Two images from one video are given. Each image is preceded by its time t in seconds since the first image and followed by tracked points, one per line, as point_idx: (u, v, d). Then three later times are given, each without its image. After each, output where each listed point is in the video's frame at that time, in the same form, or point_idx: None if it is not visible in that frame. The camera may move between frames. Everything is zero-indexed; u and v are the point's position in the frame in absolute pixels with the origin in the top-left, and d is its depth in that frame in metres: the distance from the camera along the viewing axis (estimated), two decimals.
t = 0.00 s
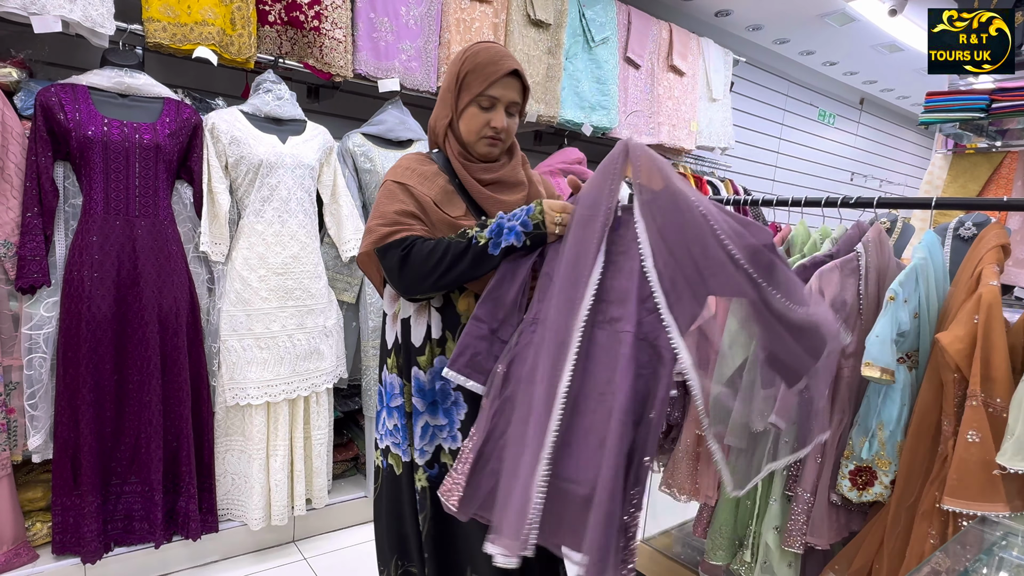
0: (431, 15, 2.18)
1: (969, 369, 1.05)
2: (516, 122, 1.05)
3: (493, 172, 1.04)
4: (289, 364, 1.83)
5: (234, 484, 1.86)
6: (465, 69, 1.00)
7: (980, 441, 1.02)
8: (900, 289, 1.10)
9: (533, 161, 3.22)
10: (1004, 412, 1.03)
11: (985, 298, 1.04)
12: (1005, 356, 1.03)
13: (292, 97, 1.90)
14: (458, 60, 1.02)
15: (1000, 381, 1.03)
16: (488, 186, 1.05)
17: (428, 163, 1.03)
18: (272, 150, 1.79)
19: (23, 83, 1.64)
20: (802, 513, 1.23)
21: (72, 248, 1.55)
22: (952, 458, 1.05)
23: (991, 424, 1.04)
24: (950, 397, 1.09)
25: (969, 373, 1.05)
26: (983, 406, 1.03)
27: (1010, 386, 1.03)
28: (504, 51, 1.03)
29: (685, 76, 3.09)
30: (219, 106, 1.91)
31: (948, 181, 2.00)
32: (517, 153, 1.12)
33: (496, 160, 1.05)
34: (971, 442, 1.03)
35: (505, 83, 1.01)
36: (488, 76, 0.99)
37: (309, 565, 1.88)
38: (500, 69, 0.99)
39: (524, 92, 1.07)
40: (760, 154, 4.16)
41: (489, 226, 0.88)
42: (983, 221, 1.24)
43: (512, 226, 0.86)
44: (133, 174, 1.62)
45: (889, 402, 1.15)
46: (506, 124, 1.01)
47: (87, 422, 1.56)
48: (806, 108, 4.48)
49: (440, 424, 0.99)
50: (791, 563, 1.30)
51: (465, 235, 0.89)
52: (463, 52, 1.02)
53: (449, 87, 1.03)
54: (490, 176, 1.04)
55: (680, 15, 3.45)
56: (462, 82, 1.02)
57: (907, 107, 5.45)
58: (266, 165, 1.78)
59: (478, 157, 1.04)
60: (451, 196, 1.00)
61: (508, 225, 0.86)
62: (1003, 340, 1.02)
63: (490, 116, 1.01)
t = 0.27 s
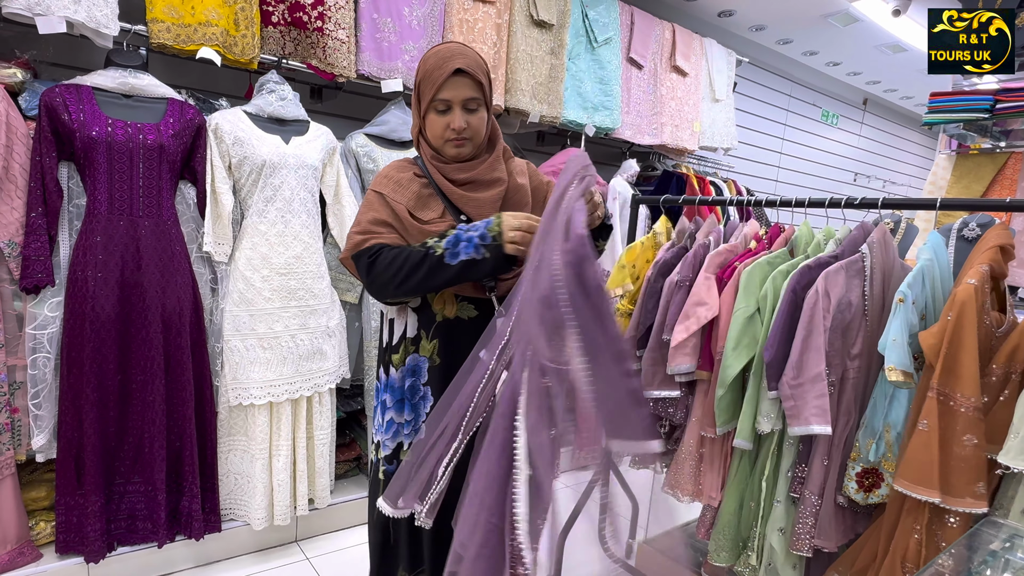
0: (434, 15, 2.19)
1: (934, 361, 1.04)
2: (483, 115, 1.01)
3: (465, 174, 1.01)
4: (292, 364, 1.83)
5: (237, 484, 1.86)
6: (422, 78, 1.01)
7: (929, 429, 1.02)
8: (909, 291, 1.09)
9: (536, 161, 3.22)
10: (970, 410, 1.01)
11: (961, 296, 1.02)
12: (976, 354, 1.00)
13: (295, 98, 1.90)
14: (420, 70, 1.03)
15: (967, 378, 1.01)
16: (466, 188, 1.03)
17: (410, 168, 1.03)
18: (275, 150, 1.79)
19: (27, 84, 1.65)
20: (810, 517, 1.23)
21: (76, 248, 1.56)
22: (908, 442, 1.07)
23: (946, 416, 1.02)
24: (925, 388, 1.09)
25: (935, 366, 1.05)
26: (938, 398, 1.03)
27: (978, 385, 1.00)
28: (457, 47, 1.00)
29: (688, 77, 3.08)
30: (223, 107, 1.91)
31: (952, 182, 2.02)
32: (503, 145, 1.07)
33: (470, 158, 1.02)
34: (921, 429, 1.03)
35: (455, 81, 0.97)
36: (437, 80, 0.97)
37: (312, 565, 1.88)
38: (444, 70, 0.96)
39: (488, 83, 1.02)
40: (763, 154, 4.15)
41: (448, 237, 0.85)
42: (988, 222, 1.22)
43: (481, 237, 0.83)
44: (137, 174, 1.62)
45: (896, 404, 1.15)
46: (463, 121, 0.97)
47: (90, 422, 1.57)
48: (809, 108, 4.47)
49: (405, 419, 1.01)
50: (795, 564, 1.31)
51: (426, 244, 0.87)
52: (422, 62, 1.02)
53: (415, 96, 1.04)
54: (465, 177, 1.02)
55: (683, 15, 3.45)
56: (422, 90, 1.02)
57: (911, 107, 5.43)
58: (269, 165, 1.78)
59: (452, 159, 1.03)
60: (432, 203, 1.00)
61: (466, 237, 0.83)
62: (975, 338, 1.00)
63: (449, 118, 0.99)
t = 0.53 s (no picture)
0: (436, 16, 2.19)
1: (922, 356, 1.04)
2: (486, 121, 0.99)
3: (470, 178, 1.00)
4: (294, 364, 1.83)
5: (238, 483, 1.86)
6: (423, 87, 1.00)
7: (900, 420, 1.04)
8: (909, 290, 1.09)
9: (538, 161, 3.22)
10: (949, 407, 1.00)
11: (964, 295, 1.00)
12: (964, 352, 0.99)
13: (298, 98, 1.90)
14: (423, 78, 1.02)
15: (949, 374, 1.00)
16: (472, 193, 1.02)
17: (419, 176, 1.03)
18: (278, 150, 1.79)
19: (31, 84, 1.66)
20: (806, 515, 1.23)
21: (79, 248, 1.56)
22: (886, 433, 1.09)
23: (920, 409, 1.03)
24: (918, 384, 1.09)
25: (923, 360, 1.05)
26: (916, 390, 1.03)
27: (961, 383, 0.99)
28: (459, 54, 0.98)
29: (690, 77, 3.08)
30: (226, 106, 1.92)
31: (955, 182, 2.06)
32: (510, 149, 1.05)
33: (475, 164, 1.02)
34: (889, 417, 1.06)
35: (455, 91, 0.96)
36: (435, 89, 0.97)
37: (314, 564, 1.88)
38: (442, 80, 0.95)
39: (490, 89, 1.00)
40: (766, 155, 4.15)
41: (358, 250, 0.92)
42: (991, 223, 1.21)
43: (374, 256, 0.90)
44: (139, 174, 1.62)
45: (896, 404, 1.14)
46: (464, 130, 0.97)
47: (93, 421, 1.57)
48: (811, 109, 4.46)
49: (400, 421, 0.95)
50: (794, 565, 1.30)
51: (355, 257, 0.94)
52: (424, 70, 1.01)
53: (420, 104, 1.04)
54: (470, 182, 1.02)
55: (685, 15, 3.45)
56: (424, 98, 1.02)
57: (913, 108, 5.43)
58: (272, 165, 1.78)
59: (458, 166, 1.03)
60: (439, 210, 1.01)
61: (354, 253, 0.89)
62: (967, 337, 0.99)
63: (450, 126, 0.98)
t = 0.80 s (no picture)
0: (438, 16, 2.19)
1: (940, 360, 1.04)
2: (484, 129, 1.02)
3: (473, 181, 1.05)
4: (295, 364, 1.83)
5: (240, 482, 1.86)
6: (423, 98, 1.02)
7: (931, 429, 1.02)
8: (912, 290, 1.09)
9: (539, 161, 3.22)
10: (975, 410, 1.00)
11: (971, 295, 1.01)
12: (982, 353, 0.99)
13: (300, 98, 1.90)
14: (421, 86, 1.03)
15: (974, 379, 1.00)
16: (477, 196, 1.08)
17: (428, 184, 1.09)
18: (280, 150, 1.79)
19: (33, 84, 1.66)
20: (809, 515, 1.22)
21: (82, 248, 1.56)
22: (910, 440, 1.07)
23: (950, 416, 1.02)
24: (928, 387, 1.08)
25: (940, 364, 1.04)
26: (941, 397, 1.03)
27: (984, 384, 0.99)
28: (454, 65, 0.99)
29: (692, 77, 3.08)
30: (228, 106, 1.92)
31: (957, 182, 2.04)
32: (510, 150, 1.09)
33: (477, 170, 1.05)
34: (920, 426, 1.04)
35: (451, 104, 0.98)
36: (435, 105, 0.99)
37: (315, 564, 1.88)
38: (438, 96, 0.97)
39: (486, 98, 1.01)
40: (767, 155, 4.14)
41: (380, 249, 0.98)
42: (994, 223, 1.22)
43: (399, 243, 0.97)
44: (142, 174, 1.63)
45: (899, 404, 1.14)
46: (463, 141, 1.00)
47: (94, 420, 1.57)
48: (813, 109, 4.46)
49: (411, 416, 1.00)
50: (798, 566, 1.30)
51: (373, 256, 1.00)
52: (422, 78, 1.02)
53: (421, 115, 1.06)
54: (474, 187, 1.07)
55: (687, 15, 3.45)
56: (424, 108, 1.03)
57: (916, 108, 5.42)
58: (274, 165, 1.78)
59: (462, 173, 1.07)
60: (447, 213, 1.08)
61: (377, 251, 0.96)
62: (982, 337, 0.99)
63: (450, 138, 1.01)
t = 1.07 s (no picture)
0: (440, 16, 2.19)
1: (958, 365, 1.03)
2: (485, 138, 1.06)
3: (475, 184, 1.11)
4: (297, 364, 1.83)
5: (242, 482, 1.87)
6: (423, 108, 1.04)
7: (967, 438, 1.00)
8: (917, 291, 1.09)
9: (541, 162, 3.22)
10: (995, 412, 1.01)
11: (981, 298, 1.02)
12: (1000, 356, 1.00)
13: (302, 98, 1.90)
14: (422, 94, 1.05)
15: (993, 382, 1.00)
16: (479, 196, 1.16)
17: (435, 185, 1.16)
18: (281, 150, 1.79)
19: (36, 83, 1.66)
20: (813, 516, 1.22)
21: (84, 247, 1.57)
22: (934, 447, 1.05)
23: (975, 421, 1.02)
24: (939, 390, 1.08)
25: (958, 369, 1.03)
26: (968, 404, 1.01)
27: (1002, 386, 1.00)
28: (454, 75, 1.01)
29: (693, 78, 3.08)
30: (230, 106, 1.92)
31: (960, 183, 2.03)
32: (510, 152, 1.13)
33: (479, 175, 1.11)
34: (955, 436, 1.01)
35: (451, 117, 1.01)
36: (435, 118, 1.02)
37: (317, 564, 1.88)
38: (438, 110, 1.00)
39: (486, 107, 1.04)
40: (769, 156, 4.14)
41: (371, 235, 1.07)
42: (997, 223, 1.21)
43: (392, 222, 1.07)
44: (144, 174, 1.63)
45: (903, 405, 1.14)
46: (464, 152, 1.05)
47: (96, 420, 1.57)
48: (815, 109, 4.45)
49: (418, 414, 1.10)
50: (800, 566, 1.30)
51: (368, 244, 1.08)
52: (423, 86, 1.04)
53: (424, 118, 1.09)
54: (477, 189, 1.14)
55: (688, 16, 3.45)
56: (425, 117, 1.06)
57: (918, 109, 5.41)
58: (276, 165, 1.78)
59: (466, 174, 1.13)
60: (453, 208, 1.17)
61: (378, 233, 1.06)
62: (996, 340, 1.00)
63: (452, 146, 1.06)
